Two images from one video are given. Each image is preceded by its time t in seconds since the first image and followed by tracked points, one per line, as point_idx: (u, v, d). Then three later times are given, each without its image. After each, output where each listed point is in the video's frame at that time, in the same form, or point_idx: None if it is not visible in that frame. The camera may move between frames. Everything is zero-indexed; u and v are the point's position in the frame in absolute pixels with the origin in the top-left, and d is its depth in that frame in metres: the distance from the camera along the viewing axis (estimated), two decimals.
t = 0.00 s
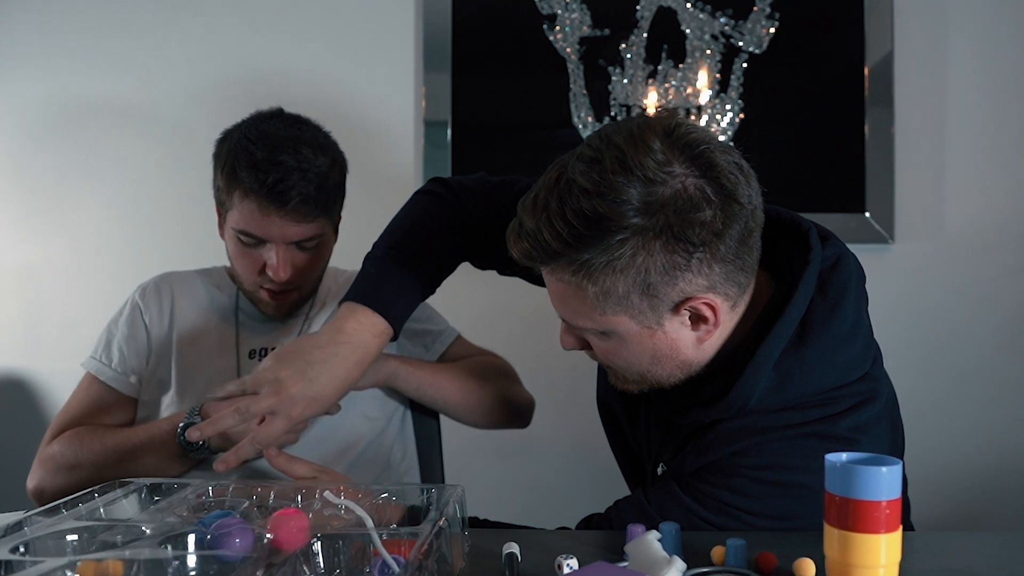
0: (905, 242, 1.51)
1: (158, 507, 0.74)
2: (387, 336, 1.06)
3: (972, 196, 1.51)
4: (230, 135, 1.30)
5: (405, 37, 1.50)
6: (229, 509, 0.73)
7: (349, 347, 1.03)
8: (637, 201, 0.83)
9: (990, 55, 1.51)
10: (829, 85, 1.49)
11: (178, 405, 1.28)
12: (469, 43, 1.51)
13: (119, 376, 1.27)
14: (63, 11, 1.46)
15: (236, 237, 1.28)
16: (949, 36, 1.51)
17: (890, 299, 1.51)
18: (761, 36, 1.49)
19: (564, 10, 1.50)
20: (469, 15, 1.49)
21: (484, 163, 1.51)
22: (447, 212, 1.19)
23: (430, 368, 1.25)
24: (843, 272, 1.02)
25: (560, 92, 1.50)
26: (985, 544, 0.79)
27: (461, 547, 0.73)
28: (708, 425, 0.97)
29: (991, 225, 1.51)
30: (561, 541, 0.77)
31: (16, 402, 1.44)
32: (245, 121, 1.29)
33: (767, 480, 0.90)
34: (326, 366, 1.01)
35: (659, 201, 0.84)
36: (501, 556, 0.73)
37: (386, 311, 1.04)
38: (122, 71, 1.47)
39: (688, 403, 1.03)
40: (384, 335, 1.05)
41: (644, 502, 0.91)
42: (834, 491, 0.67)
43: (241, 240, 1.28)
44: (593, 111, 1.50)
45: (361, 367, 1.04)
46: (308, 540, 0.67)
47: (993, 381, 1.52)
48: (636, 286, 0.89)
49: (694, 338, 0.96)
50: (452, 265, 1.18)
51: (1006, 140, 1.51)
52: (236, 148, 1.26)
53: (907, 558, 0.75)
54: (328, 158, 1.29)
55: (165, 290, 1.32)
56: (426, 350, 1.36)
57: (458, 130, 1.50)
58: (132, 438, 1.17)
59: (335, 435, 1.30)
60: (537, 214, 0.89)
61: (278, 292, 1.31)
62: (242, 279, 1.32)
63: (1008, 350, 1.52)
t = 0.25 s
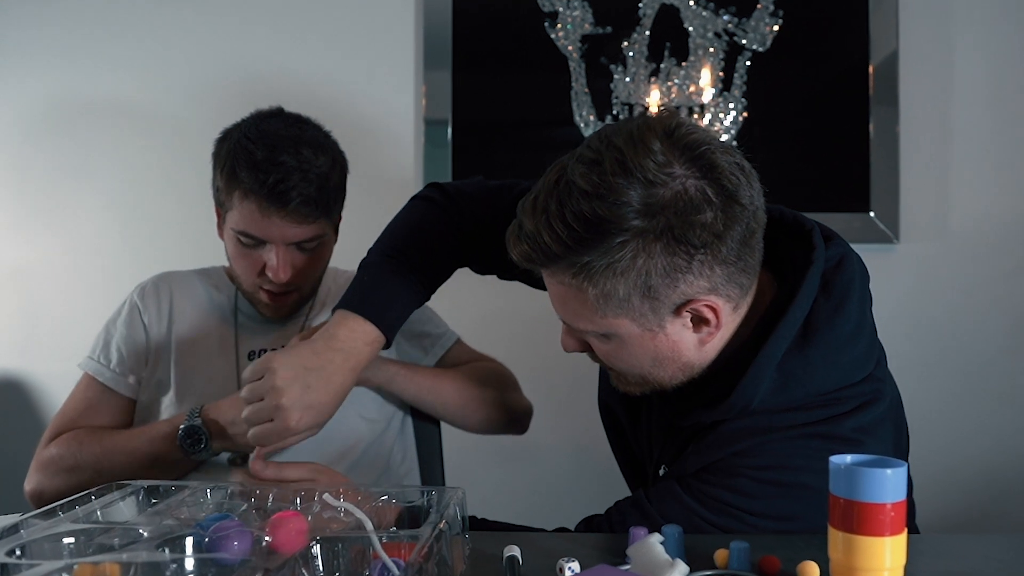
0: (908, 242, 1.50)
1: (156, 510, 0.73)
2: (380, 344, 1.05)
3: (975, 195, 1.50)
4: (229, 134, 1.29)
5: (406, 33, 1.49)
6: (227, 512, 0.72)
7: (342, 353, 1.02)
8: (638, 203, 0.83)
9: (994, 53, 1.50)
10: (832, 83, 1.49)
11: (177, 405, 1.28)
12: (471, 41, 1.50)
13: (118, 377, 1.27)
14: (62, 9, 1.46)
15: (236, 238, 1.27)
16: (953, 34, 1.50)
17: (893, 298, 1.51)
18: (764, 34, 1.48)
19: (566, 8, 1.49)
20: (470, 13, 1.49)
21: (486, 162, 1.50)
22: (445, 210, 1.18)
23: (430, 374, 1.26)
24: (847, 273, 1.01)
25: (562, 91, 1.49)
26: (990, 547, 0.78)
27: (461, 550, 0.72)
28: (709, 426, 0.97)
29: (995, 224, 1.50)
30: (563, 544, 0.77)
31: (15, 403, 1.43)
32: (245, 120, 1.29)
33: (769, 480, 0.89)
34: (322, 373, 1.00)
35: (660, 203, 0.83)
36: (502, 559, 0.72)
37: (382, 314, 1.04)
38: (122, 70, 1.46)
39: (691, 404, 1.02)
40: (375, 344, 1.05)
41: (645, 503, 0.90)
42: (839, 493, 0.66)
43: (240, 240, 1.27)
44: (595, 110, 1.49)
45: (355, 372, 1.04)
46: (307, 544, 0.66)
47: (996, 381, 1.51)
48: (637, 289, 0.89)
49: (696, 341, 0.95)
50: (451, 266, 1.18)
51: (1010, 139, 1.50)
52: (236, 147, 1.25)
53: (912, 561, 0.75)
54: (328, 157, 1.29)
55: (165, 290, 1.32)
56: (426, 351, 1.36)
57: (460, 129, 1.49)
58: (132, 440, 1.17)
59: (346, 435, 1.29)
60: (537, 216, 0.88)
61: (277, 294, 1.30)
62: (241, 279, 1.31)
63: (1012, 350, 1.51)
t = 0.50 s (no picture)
0: (912, 241, 1.49)
1: (154, 512, 0.73)
2: (380, 344, 1.05)
3: (979, 193, 1.49)
4: (224, 136, 1.31)
5: (407, 31, 1.48)
6: (226, 514, 0.72)
7: (339, 355, 1.01)
8: (640, 206, 0.82)
9: (997, 50, 1.50)
10: (835, 81, 1.48)
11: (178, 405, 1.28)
12: (472, 39, 1.49)
13: (117, 378, 1.28)
14: (62, 6, 1.45)
15: (232, 239, 1.29)
16: (957, 31, 1.49)
17: (898, 298, 1.50)
18: (768, 32, 1.47)
19: (567, 5, 1.48)
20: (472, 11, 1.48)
21: (487, 161, 1.50)
22: (446, 210, 1.18)
23: (416, 390, 1.28)
24: (852, 272, 1.00)
25: (563, 89, 1.49)
26: (997, 549, 0.78)
27: (462, 552, 0.71)
28: (713, 427, 0.96)
29: (999, 223, 1.50)
30: (566, 546, 0.76)
31: (10, 404, 1.42)
32: (239, 119, 1.31)
33: (772, 481, 0.89)
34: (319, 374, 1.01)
35: (662, 205, 0.82)
36: (504, 562, 0.72)
37: (382, 315, 1.04)
38: (121, 67, 1.45)
39: (695, 405, 1.01)
40: (375, 344, 1.04)
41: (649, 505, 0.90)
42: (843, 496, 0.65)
43: (237, 241, 1.29)
44: (597, 108, 1.48)
45: (353, 375, 1.03)
46: (306, 547, 0.65)
47: (1000, 381, 1.50)
48: (641, 292, 0.88)
49: (699, 343, 0.94)
50: (450, 266, 1.17)
51: (1014, 137, 1.50)
52: (231, 149, 1.28)
53: (918, 564, 0.74)
54: (323, 157, 1.31)
55: (162, 289, 1.33)
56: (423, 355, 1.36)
57: (462, 128, 1.49)
58: (131, 439, 1.19)
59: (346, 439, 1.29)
60: (537, 220, 0.88)
61: (275, 294, 1.31)
62: (238, 282, 1.31)
63: (1016, 350, 1.50)
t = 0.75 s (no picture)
0: (916, 241, 1.48)
1: (151, 515, 0.72)
2: (384, 343, 1.05)
3: (983, 193, 1.49)
4: (218, 141, 1.32)
5: (409, 29, 1.47)
6: (224, 517, 0.71)
7: (343, 355, 1.02)
8: (636, 210, 0.81)
9: (1001, 48, 1.49)
10: (839, 80, 1.47)
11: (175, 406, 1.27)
12: (475, 37, 1.49)
13: (115, 380, 1.28)
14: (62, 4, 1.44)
15: (227, 243, 1.29)
16: (960, 29, 1.49)
17: (902, 299, 1.49)
18: (771, 30, 1.47)
19: (569, 3, 1.48)
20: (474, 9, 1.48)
21: (489, 160, 1.49)
22: (444, 210, 1.17)
23: (415, 397, 1.29)
24: (853, 273, 0.99)
25: (565, 87, 1.48)
26: (1003, 552, 0.77)
27: (462, 556, 0.71)
28: (711, 427, 0.95)
29: (1003, 222, 1.49)
30: (567, 549, 0.75)
31: (8, 404, 1.41)
32: (234, 122, 1.32)
33: (771, 481, 0.88)
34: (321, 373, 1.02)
35: (659, 210, 0.82)
36: (505, 565, 0.71)
37: (382, 313, 1.03)
38: (120, 66, 1.45)
39: (694, 406, 1.00)
40: (379, 344, 1.04)
41: (647, 506, 0.89)
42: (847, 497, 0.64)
43: (233, 245, 1.29)
44: (599, 107, 1.48)
45: (355, 377, 1.03)
46: (305, 550, 0.64)
47: (1004, 381, 1.50)
48: (640, 297, 0.87)
49: (699, 347, 0.94)
50: (448, 266, 1.16)
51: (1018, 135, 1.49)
52: (226, 151, 1.28)
53: (923, 566, 0.73)
54: (319, 157, 1.30)
55: (159, 290, 1.33)
56: (420, 358, 1.38)
57: (464, 127, 1.48)
58: (125, 441, 1.19)
59: (347, 441, 1.29)
60: (534, 225, 0.87)
61: (272, 298, 1.30)
62: (236, 286, 1.31)
63: (1020, 350, 1.49)
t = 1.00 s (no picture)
0: (920, 241, 1.48)
1: (148, 518, 0.71)
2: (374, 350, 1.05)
3: (987, 192, 1.48)
4: (216, 138, 1.29)
5: (411, 26, 1.47)
6: (222, 520, 0.70)
7: (338, 365, 1.02)
8: (633, 216, 0.81)
9: (1006, 45, 1.48)
10: (842, 79, 1.47)
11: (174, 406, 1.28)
12: (476, 36, 1.48)
13: (112, 379, 1.26)
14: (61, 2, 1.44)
15: (225, 246, 1.26)
16: (964, 26, 1.48)
17: (906, 299, 1.48)
18: (775, 28, 1.46)
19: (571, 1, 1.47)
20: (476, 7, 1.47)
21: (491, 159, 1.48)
22: (438, 214, 1.16)
23: (416, 402, 1.27)
24: (854, 272, 0.98)
25: (566, 86, 1.47)
26: (1010, 554, 0.76)
27: (463, 559, 0.70)
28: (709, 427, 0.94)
29: (1007, 221, 1.48)
30: (567, 552, 0.75)
31: (8, 405, 1.41)
32: (232, 122, 1.28)
33: (769, 479, 0.88)
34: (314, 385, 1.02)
35: (656, 216, 0.81)
36: (505, 568, 0.70)
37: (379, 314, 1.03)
38: (119, 63, 1.44)
39: (694, 407, 1.00)
40: (370, 353, 1.04)
41: (646, 506, 0.89)
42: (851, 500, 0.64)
43: (230, 248, 1.26)
44: (601, 106, 1.47)
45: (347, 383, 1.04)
46: (304, 553, 0.64)
47: (1008, 381, 1.49)
48: (639, 303, 0.87)
49: (699, 352, 0.93)
50: (444, 269, 1.16)
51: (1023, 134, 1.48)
52: (223, 152, 1.24)
53: (929, 569, 0.73)
54: (317, 159, 1.26)
55: (158, 290, 1.31)
56: (421, 360, 1.35)
57: (465, 125, 1.48)
58: (121, 443, 1.18)
59: (348, 444, 1.28)
60: (530, 232, 0.86)
61: (271, 302, 1.28)
62: (235, 288, 1.29)
63: None
